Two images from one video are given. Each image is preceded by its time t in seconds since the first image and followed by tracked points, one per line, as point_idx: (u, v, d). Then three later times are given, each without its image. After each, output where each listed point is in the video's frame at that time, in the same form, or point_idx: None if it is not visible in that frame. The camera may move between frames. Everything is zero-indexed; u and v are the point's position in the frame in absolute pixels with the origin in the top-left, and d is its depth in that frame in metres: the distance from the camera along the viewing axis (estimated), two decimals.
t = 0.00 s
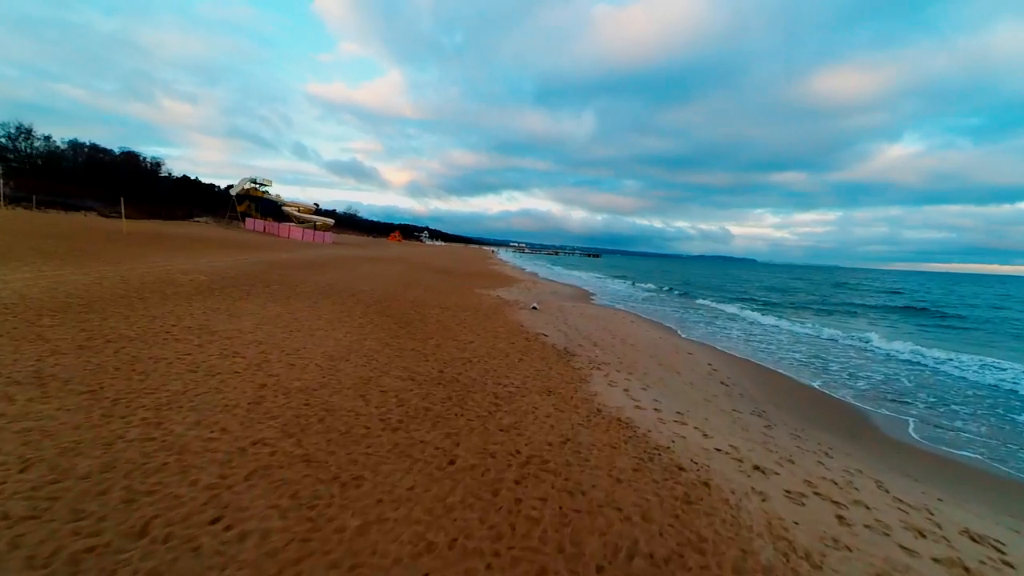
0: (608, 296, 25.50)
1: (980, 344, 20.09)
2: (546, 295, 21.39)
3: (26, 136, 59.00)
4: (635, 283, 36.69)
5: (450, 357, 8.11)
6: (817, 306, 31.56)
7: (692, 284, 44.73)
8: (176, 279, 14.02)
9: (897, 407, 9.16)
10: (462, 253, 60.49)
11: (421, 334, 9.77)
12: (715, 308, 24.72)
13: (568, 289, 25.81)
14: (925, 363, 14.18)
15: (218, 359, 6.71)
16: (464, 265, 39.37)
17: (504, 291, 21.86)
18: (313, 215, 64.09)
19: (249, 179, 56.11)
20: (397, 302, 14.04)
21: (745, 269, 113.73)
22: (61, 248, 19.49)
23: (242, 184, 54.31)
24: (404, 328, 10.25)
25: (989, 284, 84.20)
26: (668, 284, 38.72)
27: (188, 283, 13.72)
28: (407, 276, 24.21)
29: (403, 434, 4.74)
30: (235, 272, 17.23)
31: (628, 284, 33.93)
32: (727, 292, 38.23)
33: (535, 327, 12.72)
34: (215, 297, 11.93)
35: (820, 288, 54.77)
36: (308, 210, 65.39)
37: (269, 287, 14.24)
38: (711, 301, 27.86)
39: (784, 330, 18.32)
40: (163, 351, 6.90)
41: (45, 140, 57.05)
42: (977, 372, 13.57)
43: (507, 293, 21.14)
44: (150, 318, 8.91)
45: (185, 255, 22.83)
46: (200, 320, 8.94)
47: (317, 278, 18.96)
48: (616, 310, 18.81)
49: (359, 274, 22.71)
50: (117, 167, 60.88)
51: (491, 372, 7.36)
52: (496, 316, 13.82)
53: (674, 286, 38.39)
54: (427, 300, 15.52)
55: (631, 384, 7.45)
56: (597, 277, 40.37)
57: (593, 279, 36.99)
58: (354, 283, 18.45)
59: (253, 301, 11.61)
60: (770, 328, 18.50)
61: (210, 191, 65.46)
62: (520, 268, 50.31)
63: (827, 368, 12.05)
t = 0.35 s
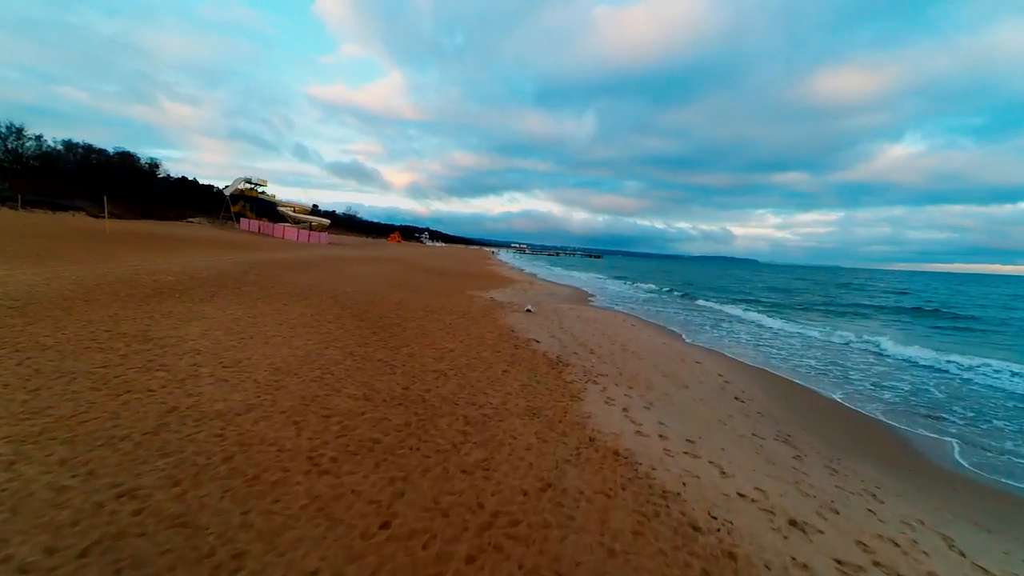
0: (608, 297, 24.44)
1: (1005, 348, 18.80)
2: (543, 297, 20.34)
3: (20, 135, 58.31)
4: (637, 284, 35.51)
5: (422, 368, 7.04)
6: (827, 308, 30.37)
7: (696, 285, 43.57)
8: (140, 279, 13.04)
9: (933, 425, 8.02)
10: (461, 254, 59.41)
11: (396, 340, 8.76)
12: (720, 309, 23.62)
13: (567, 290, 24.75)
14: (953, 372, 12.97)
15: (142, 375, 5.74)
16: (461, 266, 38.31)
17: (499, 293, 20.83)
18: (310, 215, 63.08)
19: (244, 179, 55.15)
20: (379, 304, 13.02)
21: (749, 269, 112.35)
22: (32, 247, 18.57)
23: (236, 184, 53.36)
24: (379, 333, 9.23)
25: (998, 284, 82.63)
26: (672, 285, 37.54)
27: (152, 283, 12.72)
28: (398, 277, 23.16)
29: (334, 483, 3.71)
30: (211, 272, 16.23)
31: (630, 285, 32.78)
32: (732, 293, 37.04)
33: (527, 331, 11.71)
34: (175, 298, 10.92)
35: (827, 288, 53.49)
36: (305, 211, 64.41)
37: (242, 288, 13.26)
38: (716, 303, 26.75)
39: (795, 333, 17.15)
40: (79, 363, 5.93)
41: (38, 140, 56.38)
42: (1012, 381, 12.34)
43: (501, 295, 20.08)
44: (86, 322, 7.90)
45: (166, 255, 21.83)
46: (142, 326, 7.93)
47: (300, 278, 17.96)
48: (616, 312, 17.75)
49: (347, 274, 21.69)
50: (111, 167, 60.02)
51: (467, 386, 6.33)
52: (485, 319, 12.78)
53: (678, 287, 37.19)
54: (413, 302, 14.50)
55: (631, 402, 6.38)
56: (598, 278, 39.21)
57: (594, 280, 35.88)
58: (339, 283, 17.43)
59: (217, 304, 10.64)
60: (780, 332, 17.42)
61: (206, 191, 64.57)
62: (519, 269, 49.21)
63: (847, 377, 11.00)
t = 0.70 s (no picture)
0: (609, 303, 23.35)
1: None
2: (541, 303, 19.25)
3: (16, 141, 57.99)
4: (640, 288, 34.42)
5: (386, 387, 6.03)
6: (838, 312, 29.15)
7: (701, 289, 42.37)
8: (101, 285, 12.09)
9: (983, 451, 6.89)
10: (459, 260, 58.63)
11: (367, 354, 7.72)
12: (727, 315, 22.47)
13: (566, 296, 23.67)
14: (988, 383, 11.78)
15: (34, 403, 4.75)
16: (460, 271, 37.29)
17: (495, 298, 19.79)
18: (307, 221, 62.30)
19: (240, 184, 54.41)
20: (359, 312, 11.99)
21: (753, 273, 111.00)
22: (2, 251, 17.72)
23: (231, 189, 52.59)
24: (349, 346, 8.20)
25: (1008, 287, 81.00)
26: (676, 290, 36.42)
27: (112, 289, 11.77)
28: (389, 282, 22.19)
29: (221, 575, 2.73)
30: (185, 277, 15.28)
31: (633, 290, 31.72)
32: (738, 297, 35.86)
33: (518, 341, 10.67)
34: (128, 305, 9.95)
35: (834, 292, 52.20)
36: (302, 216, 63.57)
37: (212, 294, 12.27)
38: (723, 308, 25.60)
39: (809, 341, 16.00)
40: None
41: (33, 145, 56.03)
42: None
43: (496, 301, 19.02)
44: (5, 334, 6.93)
45: (146, 260, 20.89)
46: (70, 338, 6.96)
47: (282, 283, 17.00)
48: (618, 319, 16.66)
49: (336, 280, 20.67)
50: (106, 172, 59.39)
51: (437, 412, 5.31)
52: (474, 327, 11.71)
53: (683, 291, 36.03)
54: (398, 309, 13.46)
55: (633, 430, 5.36)
56: (599, 283, 38.10)
57: (596, 285, 34.80)
58: (322, 289, 16.41)
59: (175, 313, 9.64)
60: (794, 339, 16.27)
61: (203, 197, 64.00)
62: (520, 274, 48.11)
63: (873, 390, 9.90)
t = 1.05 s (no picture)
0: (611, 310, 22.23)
1: None
2: (538, 311, 18.17)
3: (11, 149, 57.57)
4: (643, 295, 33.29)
5: (334, 420, 5.02)
6: (850, 319, 27.86)
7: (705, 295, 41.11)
8: (53, 293, 11.12)
9: None
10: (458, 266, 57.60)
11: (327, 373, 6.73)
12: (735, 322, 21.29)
13: (566, 303, 22.55)
14: None
15: None
16: (457, 277, 36.27)
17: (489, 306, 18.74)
18: (304, 227, 61.47)
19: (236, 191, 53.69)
20: (334, 322, 10.98)
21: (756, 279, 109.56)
22: None
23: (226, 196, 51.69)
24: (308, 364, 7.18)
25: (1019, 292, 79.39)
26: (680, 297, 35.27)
27: (64, 297, 10.80)
28: (379, 289, 21.18)
29: None
30: (154, 284, 14.31)
31: (635, 297, 30.59)
32: (744, 304, 34.62)
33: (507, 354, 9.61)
34: (70, 316, 8.96)
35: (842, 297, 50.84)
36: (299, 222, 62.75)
37: (175, 304, 11.28)
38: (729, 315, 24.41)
39: (825, 351, 14.87)
40: None
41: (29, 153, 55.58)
42: None
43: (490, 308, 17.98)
44: None
45: (123, 268, 19.92)
46: None
47: (261, 290, 16.02)
48: (620, 327, 15.60)
49: (322, 287, 19.69)
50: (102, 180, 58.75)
51: (391, 458, 4.34)
52: (460, 338, 10.66)
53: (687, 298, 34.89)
54: (380, 318, 12.42)
55: (636, 477, 4.34)
56: (601, 289, 36.93)
57: (597, 291, 33.67)
58: (303, 296, 15.40)
59: (121, 325, 8.64)
60: (809, 349, 15.11)
61: (200, 204, 63.35)
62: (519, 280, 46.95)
63: (908, 409, 8.75)
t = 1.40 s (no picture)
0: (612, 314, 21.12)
1: None
2: (535, 316, 17.08)
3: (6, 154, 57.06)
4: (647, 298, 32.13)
5: (259, 469, 4.01)
6: (866, 322, 26.49)
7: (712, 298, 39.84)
8: None
9: None
10: (458, 270, 56.47)
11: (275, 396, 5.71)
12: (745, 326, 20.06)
13: (565, 308, 21.44)
14: None
15: None
16: (455, 282, 35.17)
17: (484, 311, 17.68)
18: (302, 231, 60.58)
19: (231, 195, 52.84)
20: (307, 332, 9.97)
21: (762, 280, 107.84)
22: None
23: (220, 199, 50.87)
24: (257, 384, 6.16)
25: None
26: (685, 300, 34.07)
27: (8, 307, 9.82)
28: (369, 294, 20.13)
29: None
30: (120, 291, 13.33)
31: (639, 300, 29.45)
32: (752, 307, 33.33)
33: (495, 366, 8.56)
34: None
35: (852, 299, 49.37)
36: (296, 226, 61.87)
37: (133, 313, 10.31)
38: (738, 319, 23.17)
39: (847, 359, 13.69)
40: None
41: (22, 157, 54.98)
42: None
43: (484, 313, 16.92)
44: None
45: (101, 273, 19.03)
46: None
47: (238, 296, 15.01)
48: (622, 333, 14.51)
49: (309, 291, 18.70)
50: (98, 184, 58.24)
51: (313, 526, 3.33)
52: (444, 349, 9.64)
53: (693, 301, 33.67)
54: (360, 326, 11.39)
55: (642, 549, 3.30)
56: (604, 292, 35.80)
57: (600, 295, 32.52)
58: (283, 302, 14.42)
59: (54, 338, 7.65)
60: (827, 356, 13.90)
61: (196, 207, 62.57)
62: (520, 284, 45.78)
63: (953, 430, 7.56)
